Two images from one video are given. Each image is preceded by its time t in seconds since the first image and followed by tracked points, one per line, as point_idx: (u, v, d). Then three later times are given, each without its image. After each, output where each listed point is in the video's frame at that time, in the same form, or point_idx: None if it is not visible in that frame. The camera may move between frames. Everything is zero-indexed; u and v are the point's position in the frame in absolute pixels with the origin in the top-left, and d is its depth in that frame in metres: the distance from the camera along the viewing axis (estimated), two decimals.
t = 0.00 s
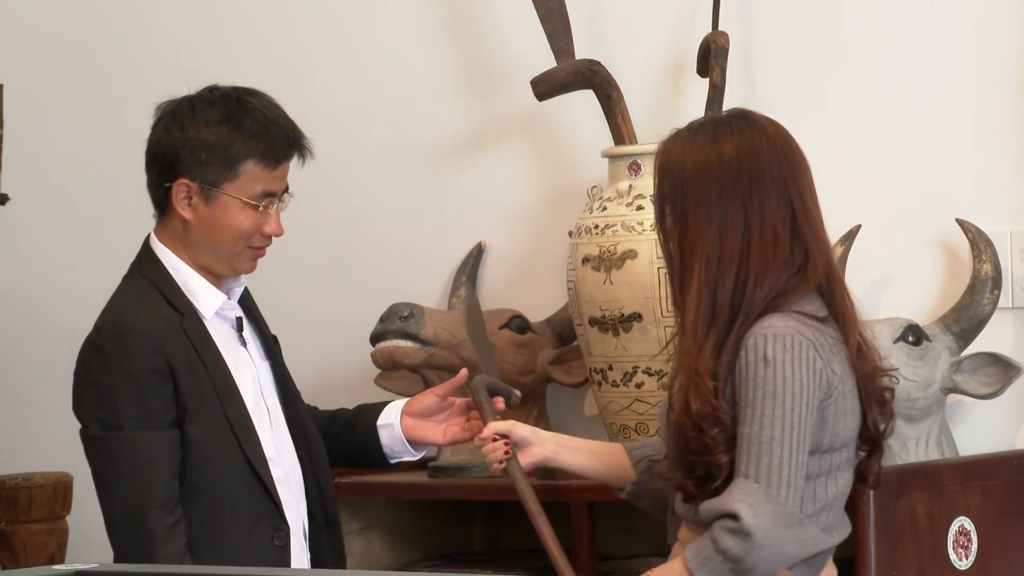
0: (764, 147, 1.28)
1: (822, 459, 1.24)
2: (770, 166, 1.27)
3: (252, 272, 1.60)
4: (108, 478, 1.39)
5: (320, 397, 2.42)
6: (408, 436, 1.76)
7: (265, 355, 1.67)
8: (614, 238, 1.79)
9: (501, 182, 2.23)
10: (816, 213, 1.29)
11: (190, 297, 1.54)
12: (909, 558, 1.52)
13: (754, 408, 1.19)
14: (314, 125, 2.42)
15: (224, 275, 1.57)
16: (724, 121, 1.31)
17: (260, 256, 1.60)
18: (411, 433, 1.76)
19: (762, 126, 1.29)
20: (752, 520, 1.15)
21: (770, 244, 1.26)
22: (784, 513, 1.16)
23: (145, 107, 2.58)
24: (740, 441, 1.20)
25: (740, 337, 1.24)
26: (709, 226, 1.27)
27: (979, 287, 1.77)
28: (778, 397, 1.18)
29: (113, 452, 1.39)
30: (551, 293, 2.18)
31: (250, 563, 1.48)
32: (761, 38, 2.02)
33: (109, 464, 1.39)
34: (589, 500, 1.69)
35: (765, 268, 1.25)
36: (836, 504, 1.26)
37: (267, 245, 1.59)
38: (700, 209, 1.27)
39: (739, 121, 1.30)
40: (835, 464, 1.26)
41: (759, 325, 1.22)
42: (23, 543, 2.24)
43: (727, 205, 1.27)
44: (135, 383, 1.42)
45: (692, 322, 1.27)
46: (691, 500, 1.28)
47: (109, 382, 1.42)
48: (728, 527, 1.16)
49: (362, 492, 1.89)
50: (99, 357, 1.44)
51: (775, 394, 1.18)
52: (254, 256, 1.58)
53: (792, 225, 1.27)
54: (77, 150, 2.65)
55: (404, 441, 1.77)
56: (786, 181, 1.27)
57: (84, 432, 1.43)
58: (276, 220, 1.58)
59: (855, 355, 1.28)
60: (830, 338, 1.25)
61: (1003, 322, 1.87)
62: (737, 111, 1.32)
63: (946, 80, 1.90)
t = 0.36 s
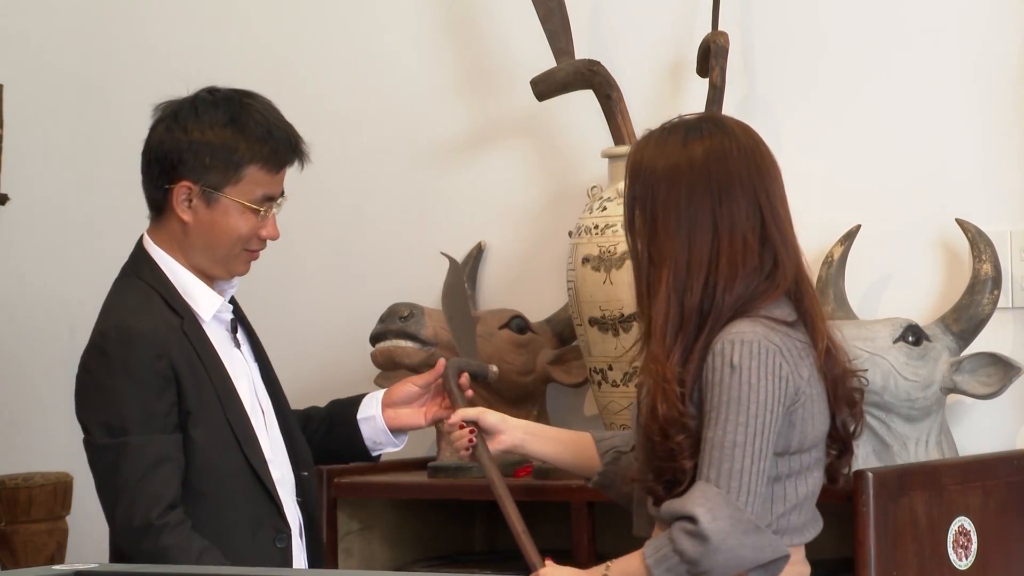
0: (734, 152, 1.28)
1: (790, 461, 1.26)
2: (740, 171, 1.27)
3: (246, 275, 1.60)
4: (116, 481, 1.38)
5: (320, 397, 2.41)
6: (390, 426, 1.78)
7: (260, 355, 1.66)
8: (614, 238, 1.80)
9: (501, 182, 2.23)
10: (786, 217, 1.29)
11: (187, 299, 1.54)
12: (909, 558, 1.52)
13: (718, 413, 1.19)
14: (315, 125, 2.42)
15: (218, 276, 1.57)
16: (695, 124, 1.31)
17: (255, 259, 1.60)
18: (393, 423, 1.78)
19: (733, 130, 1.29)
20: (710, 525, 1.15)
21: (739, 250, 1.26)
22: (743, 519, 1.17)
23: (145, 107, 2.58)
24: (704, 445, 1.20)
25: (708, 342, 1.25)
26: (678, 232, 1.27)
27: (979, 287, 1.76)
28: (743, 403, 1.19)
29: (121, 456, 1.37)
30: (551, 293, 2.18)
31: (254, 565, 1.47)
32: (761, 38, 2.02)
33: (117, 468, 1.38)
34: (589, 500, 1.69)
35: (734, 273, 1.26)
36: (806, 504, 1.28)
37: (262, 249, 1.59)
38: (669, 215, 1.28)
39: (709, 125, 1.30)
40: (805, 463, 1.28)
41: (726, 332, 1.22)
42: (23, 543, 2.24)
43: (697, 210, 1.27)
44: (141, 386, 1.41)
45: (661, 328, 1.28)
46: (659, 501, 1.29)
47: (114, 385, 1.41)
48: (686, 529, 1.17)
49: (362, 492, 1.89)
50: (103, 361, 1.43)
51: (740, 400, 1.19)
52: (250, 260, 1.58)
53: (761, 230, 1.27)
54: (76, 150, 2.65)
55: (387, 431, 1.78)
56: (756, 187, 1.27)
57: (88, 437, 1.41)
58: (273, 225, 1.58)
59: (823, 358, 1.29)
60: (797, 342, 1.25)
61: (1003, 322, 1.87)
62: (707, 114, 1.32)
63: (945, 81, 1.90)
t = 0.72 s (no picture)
0: (713, 158, 1.35)
1: (767, 459, 1.32)
2: (716, 175, 1.34)
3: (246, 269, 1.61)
4: (136, 484, 1.37)
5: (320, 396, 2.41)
6: (378, 407, 1.79)
7: (251, 355, 1.66)
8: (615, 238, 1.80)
9: (502, 182, 2.23)
10: (761, 220, 1.36)
11: (189, 302, 1.53)
12: (909, 558, 1.52)
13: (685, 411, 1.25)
14: (314, 125, 2.42)
15: (225, 273, 1.57)
16: (674, 128, 1.37)
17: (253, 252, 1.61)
18: (380, 404, 1.79)
19: (711, 136, 1.36)
20: (663, 519, 1.21)
21: (714, 252, 1.33)
22: (696, 516, 1.22)
23: (144, 107, 2.58)
24: (669, 441, 1.27)
25: (682, 341, 1.32)
26: (655, 235, 1.34)
27: (979, 287, 1.76)
28: (711, 401, 1.25)
29: (141, 458, 1.37)
30: (551, 293, 2.18)
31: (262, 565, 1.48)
32: (762, 38, 2.02)
33: (138, 470, 1.37)
34: (589, 500, 1.69)
35: (709, 275, 1.33)
36: (786, 501, 1.34)
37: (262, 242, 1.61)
38: (647, 218, 1.35)
39: (688, 127, 1.37)
40: (785, 461, 1.34)
41: (699, 330, 1.30)
42: (23, 543, 2.24)
43: (673, 213, 1.34)
44: (156, 388, 1.41)
45: (639, 327, 1.35)
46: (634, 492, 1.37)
47: (130, 388, 1.40)
48: (642, 521, 1.23)
49: (362, 492, 1.89)
50: (118, 364, 1.42)
51: (709, 398, 1.25)
52: (253, 254, 1.59)
53: (736, 232, 1.35)
54: (76, 151, 2.65)
55: (375, 413, 1.80)
56: (731, 191, 1.34)
57: (103, 442, 1.39)
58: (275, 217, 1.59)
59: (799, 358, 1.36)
60: (771, 342, 1.33)
61: (1003, 322, 1.87)
62: (689, 116, 1.39)
63: (945, 81, 1.90)
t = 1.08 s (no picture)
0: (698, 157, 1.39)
1: (755, 452, 1.37)
2: (702, 175, 1.38)
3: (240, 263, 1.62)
4: (161, 483, 1.36)
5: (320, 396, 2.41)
6: (356, 383, 1.82)
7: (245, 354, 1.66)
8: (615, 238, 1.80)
9: (502, 182, 2.23)
10: (745, 218, 1.40)
11: (196, 301, 1.53)
12: (909, 558, 1.52)
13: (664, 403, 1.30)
14: (314, 125, 2.42)
15: (226, 268, 1.58)
16: (661, 127, 1.41)
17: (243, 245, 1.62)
18: (359, 379, 1.82)
19: (697, 135, 1.40)
20: (626, 505, 1.28)
21: (700, 251, 1.38)
22: (661, 506, 1.28)
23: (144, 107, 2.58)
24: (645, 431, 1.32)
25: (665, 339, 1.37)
26: (643, 235, 1.38)
27: (979, 287, 1.76)
28: (692, 394, 1.30)
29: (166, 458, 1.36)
30: (551, 293, 2.18)
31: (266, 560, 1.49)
32: (762, 38, 2.02)
33: (163, 470, 1.36)
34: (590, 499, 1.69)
35: (696, 274, 1.37)
36: (779, 494, 1.39)
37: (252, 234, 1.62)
38: (632, 215, 1.39)
39: (675, 127, 1.41)
40: (773, 453, 1.38)
41: (682, 325, 1.34)
42: (23, 543, 2.24)
43: (658, 211, 1.38)
44: (177, 387, 1.40)
45: (627, 333, 1.39)
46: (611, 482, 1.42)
47: (153, 386, 1.38)
48: (607, 504, 1.30)
49: (363, 491, 1.88)
50: (139, 363, 1.39)
51: (691, 391, 1.30)
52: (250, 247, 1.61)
53: (720, 231, 1.39)
54: (76, 151, 2.65)
55: (355, 388, 1.83)
56: (716, 190, 1.39)
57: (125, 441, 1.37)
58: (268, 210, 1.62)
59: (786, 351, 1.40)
60: (754, 337, 1.37)
61: (1003, 322, 1.87)
62: (674, 116, 1.44)
63: (944, 81, 1.90)
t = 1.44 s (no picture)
0: (670, 158, 1.41)
1: (745, 447, 1.38)
2: (674, 177, 1.41)
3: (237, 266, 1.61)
4: (180, 480, 1.35)
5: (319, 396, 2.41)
6: (335, 364, 1.85)
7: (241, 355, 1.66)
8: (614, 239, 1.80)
9: (502, 182, 2.23)
10: (722, 216, 1.42)
11: (200, 300, 1.53)
12: (909, 558, 1.52)
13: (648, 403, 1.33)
14: (314, 125, 2.42)
15: (223, 267, 1.58)
16: (639, 129, 1.44)
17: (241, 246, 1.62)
18: (338, 360, 1.86)
19: (672, 138, 1.42)
20: (622, 507, 1.30)
21: (666, 254, 1.40)
22: (656, 505, 1.30)
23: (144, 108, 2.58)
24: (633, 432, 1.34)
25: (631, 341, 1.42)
26: (609, 238, 1.42)
27: (979, 287, 1.76)
28: (674, 393, 1.32)
29: (186, 455, 1.35)
30: (551, 293, 2.18)
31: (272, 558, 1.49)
32: (761, 38, 2.02)
33: (184, 467, 1.35)
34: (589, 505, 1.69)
35: (661, 276, 1.40)
36: (771, 488, 1.40)
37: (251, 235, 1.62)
38: (603, 218, 1.42)
39: (654, 129, 1.44)
40: (764, 447, 1.40)
41: (660, 326, 1.36)
42: (24, 544, 2.24)
43: (626, 215, 1.41)
44: (194, 385, 1.39)
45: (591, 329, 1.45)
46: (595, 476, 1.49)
47: (170, 384, 1.37)
48: (603, 509, 1.33)
49: (361, 491, 1.88)
50: (156, 360, 1.38)
51: (672, 390, 1.32)
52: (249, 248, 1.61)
53: (694, 233, 1.41)
54: (76, 150, 2.65)
55: (334, 369, 1.86)
56: (689, 192, 1.41)
57: (144, 439, 1.36)
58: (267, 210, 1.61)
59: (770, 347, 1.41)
60: (736, 334, 1.38)
61: (1002, 322, 1.87)
62: (662, 117, 1.46)
63: (941, 80, 1.90)
